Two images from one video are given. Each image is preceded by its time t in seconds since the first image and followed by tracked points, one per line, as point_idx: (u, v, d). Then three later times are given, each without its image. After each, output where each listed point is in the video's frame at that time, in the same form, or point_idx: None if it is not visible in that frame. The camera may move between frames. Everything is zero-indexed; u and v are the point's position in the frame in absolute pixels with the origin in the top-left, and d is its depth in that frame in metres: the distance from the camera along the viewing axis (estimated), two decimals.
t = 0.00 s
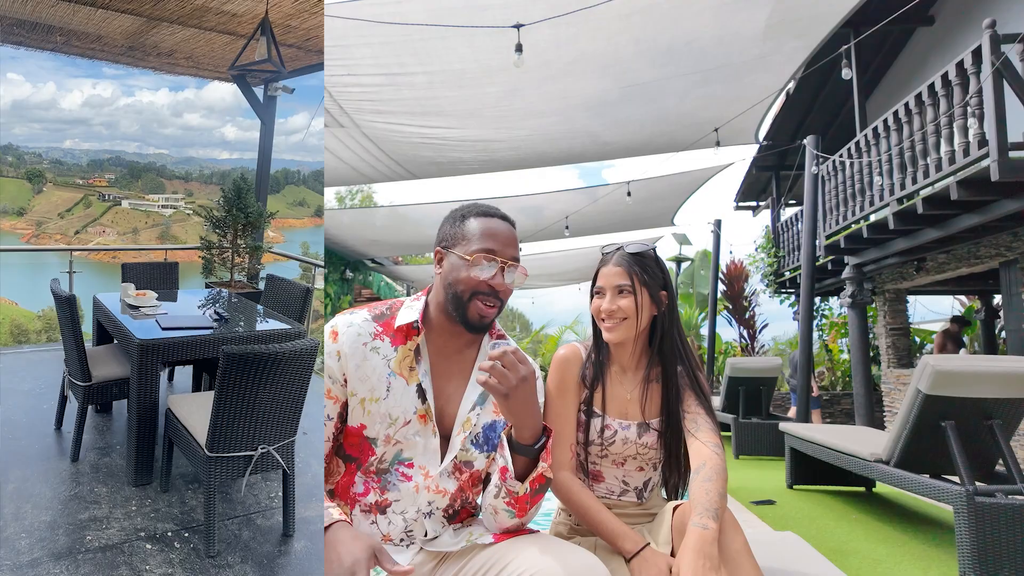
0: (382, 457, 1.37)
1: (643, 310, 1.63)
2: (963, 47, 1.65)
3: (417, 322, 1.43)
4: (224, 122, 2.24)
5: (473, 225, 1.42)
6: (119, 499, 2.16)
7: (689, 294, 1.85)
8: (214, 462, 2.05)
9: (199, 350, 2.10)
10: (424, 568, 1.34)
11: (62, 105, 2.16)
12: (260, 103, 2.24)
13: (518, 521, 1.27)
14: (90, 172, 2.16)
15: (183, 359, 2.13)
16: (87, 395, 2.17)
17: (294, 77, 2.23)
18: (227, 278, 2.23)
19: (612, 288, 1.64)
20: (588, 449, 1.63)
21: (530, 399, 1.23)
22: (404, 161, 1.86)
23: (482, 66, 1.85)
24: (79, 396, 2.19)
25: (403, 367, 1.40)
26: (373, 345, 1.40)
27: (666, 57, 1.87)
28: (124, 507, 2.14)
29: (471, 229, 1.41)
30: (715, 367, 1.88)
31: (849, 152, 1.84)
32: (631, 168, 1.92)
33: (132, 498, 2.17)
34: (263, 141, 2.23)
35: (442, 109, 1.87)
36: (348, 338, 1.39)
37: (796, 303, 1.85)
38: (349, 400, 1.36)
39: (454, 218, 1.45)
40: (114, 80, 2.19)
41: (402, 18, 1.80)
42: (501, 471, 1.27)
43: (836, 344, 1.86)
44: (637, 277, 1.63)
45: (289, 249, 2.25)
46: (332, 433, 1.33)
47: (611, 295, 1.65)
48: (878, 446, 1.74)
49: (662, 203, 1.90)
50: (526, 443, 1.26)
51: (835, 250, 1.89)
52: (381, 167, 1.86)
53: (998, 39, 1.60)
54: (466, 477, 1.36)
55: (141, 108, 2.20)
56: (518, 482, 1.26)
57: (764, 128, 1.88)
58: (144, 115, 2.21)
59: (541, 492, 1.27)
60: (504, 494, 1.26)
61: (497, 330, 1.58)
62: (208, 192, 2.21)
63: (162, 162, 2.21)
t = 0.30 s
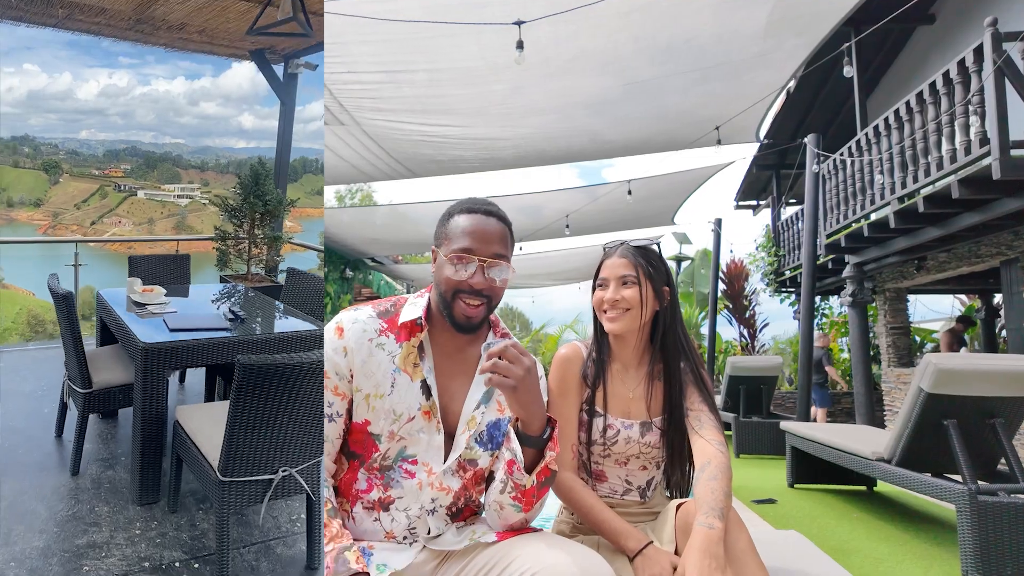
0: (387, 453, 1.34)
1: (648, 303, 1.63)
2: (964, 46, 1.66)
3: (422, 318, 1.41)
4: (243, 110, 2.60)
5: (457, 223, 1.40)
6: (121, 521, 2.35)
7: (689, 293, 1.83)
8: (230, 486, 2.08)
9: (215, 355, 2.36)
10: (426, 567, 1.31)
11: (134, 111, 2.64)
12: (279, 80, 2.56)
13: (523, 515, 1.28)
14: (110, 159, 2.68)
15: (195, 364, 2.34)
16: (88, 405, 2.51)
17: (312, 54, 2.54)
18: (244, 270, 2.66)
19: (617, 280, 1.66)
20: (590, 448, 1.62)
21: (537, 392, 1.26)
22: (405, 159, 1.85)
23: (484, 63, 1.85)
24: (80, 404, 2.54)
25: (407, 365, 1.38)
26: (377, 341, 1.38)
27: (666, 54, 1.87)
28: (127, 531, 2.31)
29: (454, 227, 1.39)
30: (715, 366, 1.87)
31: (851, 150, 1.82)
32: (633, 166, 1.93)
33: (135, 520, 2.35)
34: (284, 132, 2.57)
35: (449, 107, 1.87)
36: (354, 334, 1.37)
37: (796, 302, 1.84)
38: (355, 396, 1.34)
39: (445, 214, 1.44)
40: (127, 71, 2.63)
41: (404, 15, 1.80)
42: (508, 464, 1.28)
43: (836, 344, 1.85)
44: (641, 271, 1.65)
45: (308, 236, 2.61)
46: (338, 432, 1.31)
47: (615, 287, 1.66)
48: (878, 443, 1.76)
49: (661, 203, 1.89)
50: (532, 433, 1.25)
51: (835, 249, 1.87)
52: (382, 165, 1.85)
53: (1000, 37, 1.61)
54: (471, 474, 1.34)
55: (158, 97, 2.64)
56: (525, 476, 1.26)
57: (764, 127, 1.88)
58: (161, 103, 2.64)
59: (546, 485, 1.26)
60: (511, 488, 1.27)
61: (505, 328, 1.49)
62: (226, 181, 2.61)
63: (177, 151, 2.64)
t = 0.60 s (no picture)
0: (387, 447, 1.25)
1: (646, 297, 1.61)
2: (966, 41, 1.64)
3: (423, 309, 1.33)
4: (255, 99, 1.81)
5: (457, 214, 1.35)
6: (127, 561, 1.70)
7: (689, 290, 1.85)
8: (247, 535, 1.56)
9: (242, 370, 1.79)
10: (427, 564, 1.22)
11: (92, 85, 1.74)
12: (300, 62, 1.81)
13: (524, 509, 1.21)
14: (119, 152, 1.76)
15: (206, 384, 1.76)
16: (86, 423, 1.90)
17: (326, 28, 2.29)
18: (260, 270, 1.87)
19: (613, 276, 1.64)
20: (592, 445, 1.59)
21: (531, 382, 1.19)
22: (406, 156, 1.85)
23: (482, 58, 1.84)
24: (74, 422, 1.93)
25: (409, 358, 1.28)
26: (378, 333, 1.28)
27: (667, 51, 1.88)
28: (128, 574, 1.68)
29: (455, 219, 1.35)
30: (716, 362, 1.88)
31: (851, 147, 1.82)
32: (633, 162, 1.95)
33: (139, 559, 1.73)
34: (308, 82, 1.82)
35: (444, 102, 1.86)
36: (355, 325, 1.26)
37: (796, 299, 1.83)
38: (354, 388, 1.24)
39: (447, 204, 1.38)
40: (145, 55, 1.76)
41: (402, 9, 1.78)
42: (505, 457, 1.21)
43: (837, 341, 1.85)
44: (639, 265, 1.63)
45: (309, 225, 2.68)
46: (341, 426, 1.21)
47: (612, 283, 1.64)
48: (882, 440, 1.72)
49: (661, 199, 1.91)
50: (527, 424, 1.20)
51: (837, 246, 1.86)
52: (382, 161, 1.83)
53: (1002, 34, 1.55)
54: (471, 470, 1.26)
55: (171, 87, 1.78)
56: (522, 467, 1.21)
57: (766, 123, 1.91)
58: (174, 94, 1.79)
59: (546, 477, 1.21)
60: (509, 481, 1.20)
61: (507, 322, 1.43)
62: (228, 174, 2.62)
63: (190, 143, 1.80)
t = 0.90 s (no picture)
0: (386, 441, 1.24)
1: (645, 294, 1.61)
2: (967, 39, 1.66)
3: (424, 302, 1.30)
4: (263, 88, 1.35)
5: (457, 206, 1.32)
6: None
7: (689, 286, 1.85)
8: None
9: (262, 386, 1.36)
10: (427, 559, 1.21)
11: (97, 75, 1.20)
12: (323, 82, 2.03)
13: (526, 502, 1.21)
14: (125, 143, 1.21)
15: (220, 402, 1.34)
16: (88, 440, 1.32)
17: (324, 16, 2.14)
18: (276, 266, 1.41)
19: (611, 272, 1.62)
20: (593, 440, 1.59)
21: (530, 373, 1.19)
22: (407, 152, 1.81)
23: (483, 52, 1.86)
24: (76, 437, 1.31)
25: (409, 350, 1.27)
26: (379, 325, 1.26)
27: (667, 51, 1.91)
28: None
29: (455, 211, 1.32)
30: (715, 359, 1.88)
31: (852, 143, 1.81)
32: (632, 159, 1.95)
33: None
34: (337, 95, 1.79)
35: (442, 96, 1.85)
36: (354, 317, 1.24)
37: (797, 296, 1.83)
38: (354, 380, 1.22)
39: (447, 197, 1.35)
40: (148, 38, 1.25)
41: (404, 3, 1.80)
42: (506, 450, 1.21)
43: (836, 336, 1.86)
44: (637, 259, 1.61)
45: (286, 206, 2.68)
46: (340, 418, 1.20)
47: (610, 279, 1.63)
48: (882, 435, 1.71)
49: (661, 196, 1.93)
50: (528, 416, 1.20)
51: (837, 242, 1.87)
52: (381, 157, 1.82)
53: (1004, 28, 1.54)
54: (471, 463, 1.26)
55: (178, 76, 1.28)
56: (523, 459, 1.21)
57: (766, 118, 1.91)
58: (181, 82, 1.28)
59: (547, 470, 1.21)
60: (510, 474, 1.20)
61: (506, 314, 1.42)
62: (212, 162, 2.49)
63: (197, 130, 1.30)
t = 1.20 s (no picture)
0: (388, 438, 1.23)
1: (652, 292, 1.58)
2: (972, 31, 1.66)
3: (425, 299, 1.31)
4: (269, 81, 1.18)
5: (462, 204, 1.34)
6: None
7: (689, 282, 1.85)
8: None
9: (275, 424, 1.20)
10: (430, 555, 1.21)
11: (99, 66, 1.04)
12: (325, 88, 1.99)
13: (529, 499, 1.20)
14: (128, 135, 1.06)
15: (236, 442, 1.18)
16: (95, 477, 1.09)
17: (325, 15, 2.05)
18: (294, 269, 1.23)
19: (618, 271, 1.59)
20: (597, 437, 1.58)
21: (534, 370, 1.20)
22: (406, 147, 1.81)
23: (483, 47, 1.83)
24: (82, 466, 1.09)
25: (410, 348, 1.26)
26: (381, 323, 1.25)
27: (668, 48, 1.89)
28: None
29: (459, 209, 1.34)
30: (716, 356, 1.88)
31: (854, 139, 1.81)
32: (631, 154, 1.93)
33: None
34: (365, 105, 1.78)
35: (443, 91, 1.84)
36: (356, 315, 1.23)
37: (796, 292, 1.83)
38: (356, 378, 1.22)
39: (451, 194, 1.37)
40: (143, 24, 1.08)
41: None
42: (510, 447, 1.21)
43: (836, 333, 1.86)
44: (643, 258, 1.59)
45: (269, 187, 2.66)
46: (342, 418, 1.18)
47: (617, 277, 1.59)
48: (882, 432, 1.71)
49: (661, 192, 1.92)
50: (535, 414, 1.21)
51: (838, 238, 1.87)
52: (382, 152, 1.80)
53: (1006, 24, 1.57)
54: (475, 461, 1.25)
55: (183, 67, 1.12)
56: (527, 457, 1.20)
57: (767, 114, 1.91)
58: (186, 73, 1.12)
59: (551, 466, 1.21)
60: (514, 472, 1.19)
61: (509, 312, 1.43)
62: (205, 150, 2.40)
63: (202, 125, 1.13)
